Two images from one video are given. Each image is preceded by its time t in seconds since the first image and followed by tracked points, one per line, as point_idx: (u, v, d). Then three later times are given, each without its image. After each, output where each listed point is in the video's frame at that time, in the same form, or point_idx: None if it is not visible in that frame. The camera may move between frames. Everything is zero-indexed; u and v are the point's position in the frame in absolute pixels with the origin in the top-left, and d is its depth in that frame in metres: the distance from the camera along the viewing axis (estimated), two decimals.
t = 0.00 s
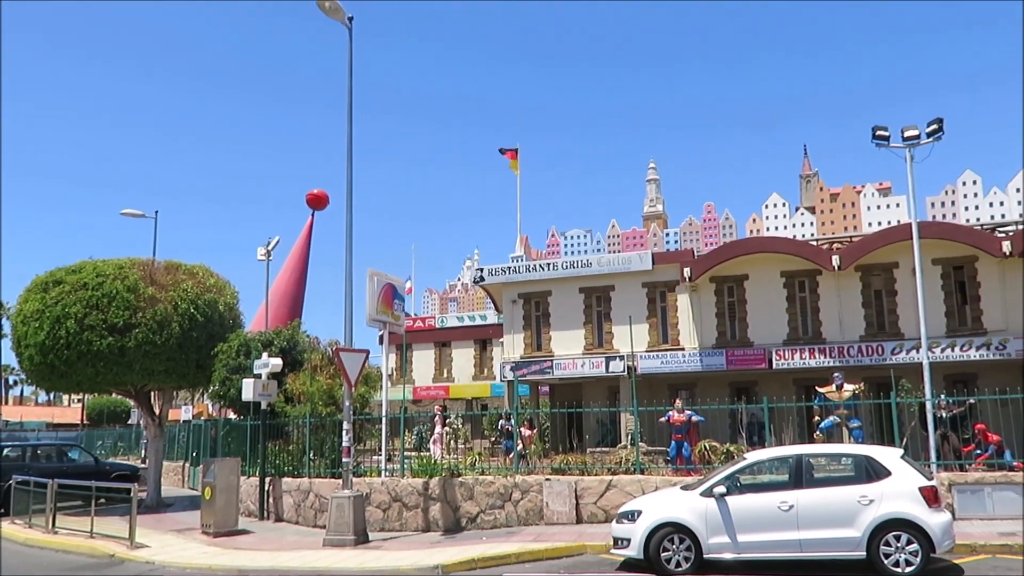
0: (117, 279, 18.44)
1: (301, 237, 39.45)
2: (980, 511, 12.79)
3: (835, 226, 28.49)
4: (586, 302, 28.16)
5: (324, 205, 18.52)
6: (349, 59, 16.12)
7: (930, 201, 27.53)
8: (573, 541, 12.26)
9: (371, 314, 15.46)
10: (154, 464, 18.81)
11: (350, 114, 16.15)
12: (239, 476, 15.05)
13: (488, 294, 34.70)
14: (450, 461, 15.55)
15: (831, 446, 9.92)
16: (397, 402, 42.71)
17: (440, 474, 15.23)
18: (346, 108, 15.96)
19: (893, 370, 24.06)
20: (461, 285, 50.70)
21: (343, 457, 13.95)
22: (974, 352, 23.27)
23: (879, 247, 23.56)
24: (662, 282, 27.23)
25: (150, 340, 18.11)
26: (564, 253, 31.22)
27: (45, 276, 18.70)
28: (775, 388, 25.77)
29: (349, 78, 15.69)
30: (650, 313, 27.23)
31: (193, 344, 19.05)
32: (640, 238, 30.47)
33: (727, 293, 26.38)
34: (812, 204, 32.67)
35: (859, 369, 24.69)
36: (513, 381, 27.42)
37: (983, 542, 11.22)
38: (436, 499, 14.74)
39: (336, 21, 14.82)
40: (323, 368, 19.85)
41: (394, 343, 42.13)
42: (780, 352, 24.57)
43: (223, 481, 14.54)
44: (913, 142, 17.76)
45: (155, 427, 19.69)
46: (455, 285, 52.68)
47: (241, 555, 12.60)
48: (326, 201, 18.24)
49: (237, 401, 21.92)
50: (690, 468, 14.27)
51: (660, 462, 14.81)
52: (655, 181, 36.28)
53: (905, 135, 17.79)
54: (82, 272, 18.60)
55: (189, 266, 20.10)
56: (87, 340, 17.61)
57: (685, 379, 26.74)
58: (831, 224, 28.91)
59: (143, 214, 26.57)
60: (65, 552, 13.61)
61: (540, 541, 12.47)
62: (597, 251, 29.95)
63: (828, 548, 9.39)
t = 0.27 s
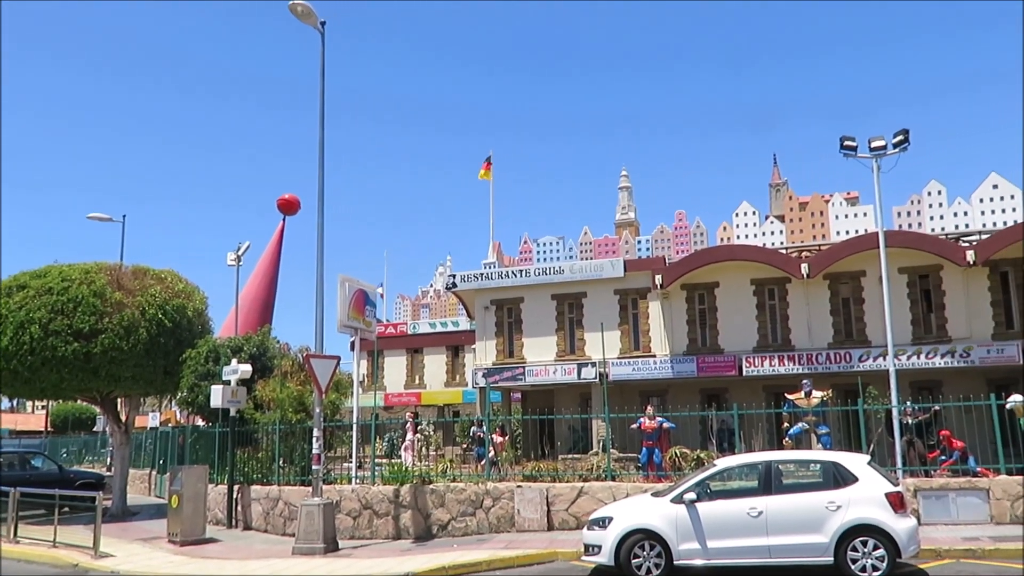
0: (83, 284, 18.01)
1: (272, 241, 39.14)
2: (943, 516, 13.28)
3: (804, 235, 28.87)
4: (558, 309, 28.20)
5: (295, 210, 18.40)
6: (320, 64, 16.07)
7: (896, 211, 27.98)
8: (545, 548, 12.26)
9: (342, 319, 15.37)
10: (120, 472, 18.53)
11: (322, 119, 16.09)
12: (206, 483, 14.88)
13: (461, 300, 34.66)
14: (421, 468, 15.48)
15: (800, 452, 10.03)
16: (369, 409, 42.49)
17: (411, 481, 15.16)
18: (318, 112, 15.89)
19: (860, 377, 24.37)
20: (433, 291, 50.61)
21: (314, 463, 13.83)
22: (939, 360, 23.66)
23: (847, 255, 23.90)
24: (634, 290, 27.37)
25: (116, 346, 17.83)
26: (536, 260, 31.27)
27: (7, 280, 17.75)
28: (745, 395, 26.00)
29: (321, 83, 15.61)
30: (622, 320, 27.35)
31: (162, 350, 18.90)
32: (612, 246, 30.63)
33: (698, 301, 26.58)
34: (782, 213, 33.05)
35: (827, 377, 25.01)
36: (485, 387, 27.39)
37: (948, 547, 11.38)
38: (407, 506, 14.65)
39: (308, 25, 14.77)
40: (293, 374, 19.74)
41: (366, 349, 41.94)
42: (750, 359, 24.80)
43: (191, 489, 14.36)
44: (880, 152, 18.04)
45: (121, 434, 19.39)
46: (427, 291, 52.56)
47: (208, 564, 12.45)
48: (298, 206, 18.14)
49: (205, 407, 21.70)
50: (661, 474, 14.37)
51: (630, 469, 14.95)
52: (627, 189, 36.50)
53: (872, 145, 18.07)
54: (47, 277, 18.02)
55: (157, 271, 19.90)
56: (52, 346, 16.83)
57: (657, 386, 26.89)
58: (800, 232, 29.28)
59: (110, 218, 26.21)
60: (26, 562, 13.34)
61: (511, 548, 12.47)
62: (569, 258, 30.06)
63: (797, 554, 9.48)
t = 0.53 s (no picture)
0: (41, 288, 17.41)
1: (236, 246, 38.67)
2: (902, 522, 13.45)
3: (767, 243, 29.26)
4: (525, 316, 28.21)
5: (261, 214, 18.20)
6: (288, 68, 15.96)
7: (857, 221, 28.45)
8: (509, 555, 12.24)
9: (308, 325, 15.23)
10: (77, 480, 18.15)
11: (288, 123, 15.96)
12: (166, 491, 14.64)
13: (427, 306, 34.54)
14: (385, 475, 15.37)
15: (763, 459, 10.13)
16: (333, 416, 42.14)
17: (375, 488, 15.05)
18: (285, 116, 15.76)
19: (821, 384, 24.72)
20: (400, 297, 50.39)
21: (277, 471, 13.65)
22: (898, 367, 24.09)
23: (810, 263, 24.27)
24: (600, 297, 27.48)
25: (75, 351, 17.47)
26: (503, 267, 31.29)
27: None
28: (710, 402, 26.23)
29: (288, 87, 15.51)
30: (588, 327, 27.44)
31: (121, 355, 18.60)
32: (579, 253, 30.74)
33: (663, 309, 26.77)
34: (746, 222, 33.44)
35: (790, 384, 25.35)
36: (451, 394, 27.30)
37: (905, 552, 11.55)
38: (371, 514, 14.50)
39: (275, 28, 14.66)
40: (256, 381, 19.54)
41: (331, 355, 41.61)
42: (714, 366, 25.04)
43: (150, 497, 14.14)
44: (842, 163, 18.37)
45: (79, 441, 19.00)
46: (394, 297, 52.32)
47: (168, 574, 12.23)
48: (263, 211, 17.94)
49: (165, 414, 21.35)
50: (626, 481, 14.42)
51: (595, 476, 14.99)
52: (594, 197, 36.70)
53: (834, 156, 18.39)
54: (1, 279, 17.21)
55: (117, 275, 19.58)
56: (8, 351, 16.34)
57: (623, 393, 27.02)
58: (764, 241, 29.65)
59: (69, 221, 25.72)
60: None
61: (476, 555, 12.43)
62: (536, 265, 30.13)
63: (759, 559, 9.56)
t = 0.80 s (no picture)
0: None
1: (195, 248, 38.07)
2: (857, 526, 13.69)
3: (727, 251, 29.63)
4: (487, 321, 28.18)
5: (220, 217, 17.95)
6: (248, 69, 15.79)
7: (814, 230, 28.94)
8: (470, 562, 12.20)
9: (266, 330, 15.04)
10: (27, 488, 17.70)
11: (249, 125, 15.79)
12: (119, 499, 14.35)
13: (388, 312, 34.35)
14: (345, 481, 15.23)
15: (721, 464, 10.24)
16: (292, 421, 41.65)
17: (334, 495, 14.89)
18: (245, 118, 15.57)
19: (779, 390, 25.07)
20: (361, 302, 50.04)
21: (234, 478, 13.45)
22: (853, 374, 24.54)
23: (769, 271, 24.61)
24: (562, 303, 27.57)
25: (25, 355, 17.07)
26: (466, 272, 31.24)
27: None
28: (670, 407, 26.47)
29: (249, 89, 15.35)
30: (550, 332, 27.52)
31: (73, 359, 18.07)
32: (541, 259, 30.83)
33: (625, 315, 26.95)
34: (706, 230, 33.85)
35: (748, 390, 25.68)
36: (412, 400, 27.16)
37: (859, 556, 11.75)
38: (329, 521, 14.33)
39: (236, 29, 14.50)
40: (213, 387, 19.26)
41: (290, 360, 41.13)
42: (674, 372, 25.25)
43: (102, 505, 13.83)
44: (799, 173, 18.68)
45: (28, 448, 18.51)
46: (355, 302, 51.93)
47: None
48: (222, 213, 17.70)
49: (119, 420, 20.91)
50: (587, 487, 14.46)
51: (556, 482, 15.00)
52: (556, 203, 36.86)
53: (792, 166, 18.70)
54: None
55: (71, 277, 19.15)
56: None
57: (584, 399, 27.13)
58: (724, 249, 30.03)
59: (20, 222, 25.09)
60: None
61: (436, 562, 12.37)
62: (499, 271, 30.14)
63: (716, 564, 9.65)
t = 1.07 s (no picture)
0: None
1: (153, 252, 37.44)
2: (815, 531, 13.88)
3: (689, 259, 29.91)
4: (450, 328, 28.13)
5: (179, 220, 17.68)
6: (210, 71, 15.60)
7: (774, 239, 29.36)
8: (431, 570, 12.13)
9: (226, 335, 14.83)
10: None
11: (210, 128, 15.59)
12: (71, 508, 14.02)
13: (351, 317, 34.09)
14: (305, 489, 15.05)
15: (682, 471, 10.32)
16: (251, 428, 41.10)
17: (294, 503, 14.71)
18: (206, 121, 15.38)
19: (739, 397, 25.35)
20: (323, 307, 49.63)
21: (191, 485, 13.22)
22: (811, 381, 24.90)
23: (730, 279, 24.91)
24: (526, 310, 27.61)
25: None
26: (429, 278, 31.14)
27: None
28: (632, 414, 26.62)
29: (210, 91, 15.17)
30: (514, 339, 27.52)
31: (24, 365, 18.62)
32: (505, 265, 30.84)
33: (588, 322, 27.06)
34: (668, 238, 34.15)
35: (709, 397, 25.92)
36: (374, 407, 26.98)
37: (817, 560, 11.91)
38: (289, 529, 14.16)
39: (198, 30, 14.32)
40: (169, 393, 18.99)
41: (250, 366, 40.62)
42: (637, 379, 25.41)
43: (54, 514, 13.48)
44: (760, 182, 18.94)
45: None
46: (317, 307, 51.48)
47: None
48: (182, 217, 17.43)
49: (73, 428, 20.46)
50: (549, 494, 14.47)
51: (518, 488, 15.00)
52: (520, 210, 36.93)
53: (753, 175, 18.95)
54: None
55: (26, 281, 19.41)
56: None
57: (547, 406, 27.17)
58: (686, 257, 30.33)
59: None
60: None
61: (397, 570, 12.28)
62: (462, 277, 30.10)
63: (677, 570, 9.70)
